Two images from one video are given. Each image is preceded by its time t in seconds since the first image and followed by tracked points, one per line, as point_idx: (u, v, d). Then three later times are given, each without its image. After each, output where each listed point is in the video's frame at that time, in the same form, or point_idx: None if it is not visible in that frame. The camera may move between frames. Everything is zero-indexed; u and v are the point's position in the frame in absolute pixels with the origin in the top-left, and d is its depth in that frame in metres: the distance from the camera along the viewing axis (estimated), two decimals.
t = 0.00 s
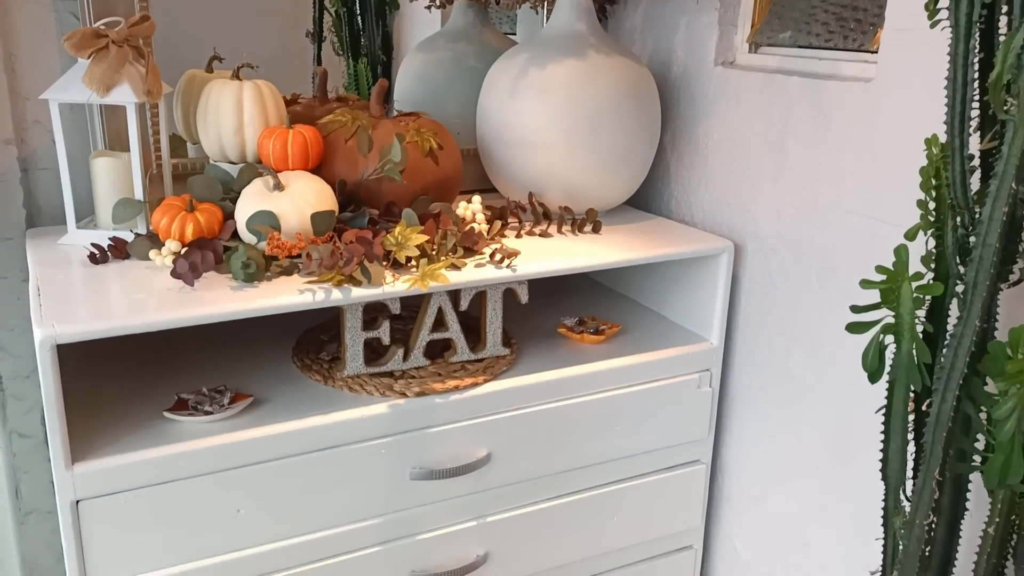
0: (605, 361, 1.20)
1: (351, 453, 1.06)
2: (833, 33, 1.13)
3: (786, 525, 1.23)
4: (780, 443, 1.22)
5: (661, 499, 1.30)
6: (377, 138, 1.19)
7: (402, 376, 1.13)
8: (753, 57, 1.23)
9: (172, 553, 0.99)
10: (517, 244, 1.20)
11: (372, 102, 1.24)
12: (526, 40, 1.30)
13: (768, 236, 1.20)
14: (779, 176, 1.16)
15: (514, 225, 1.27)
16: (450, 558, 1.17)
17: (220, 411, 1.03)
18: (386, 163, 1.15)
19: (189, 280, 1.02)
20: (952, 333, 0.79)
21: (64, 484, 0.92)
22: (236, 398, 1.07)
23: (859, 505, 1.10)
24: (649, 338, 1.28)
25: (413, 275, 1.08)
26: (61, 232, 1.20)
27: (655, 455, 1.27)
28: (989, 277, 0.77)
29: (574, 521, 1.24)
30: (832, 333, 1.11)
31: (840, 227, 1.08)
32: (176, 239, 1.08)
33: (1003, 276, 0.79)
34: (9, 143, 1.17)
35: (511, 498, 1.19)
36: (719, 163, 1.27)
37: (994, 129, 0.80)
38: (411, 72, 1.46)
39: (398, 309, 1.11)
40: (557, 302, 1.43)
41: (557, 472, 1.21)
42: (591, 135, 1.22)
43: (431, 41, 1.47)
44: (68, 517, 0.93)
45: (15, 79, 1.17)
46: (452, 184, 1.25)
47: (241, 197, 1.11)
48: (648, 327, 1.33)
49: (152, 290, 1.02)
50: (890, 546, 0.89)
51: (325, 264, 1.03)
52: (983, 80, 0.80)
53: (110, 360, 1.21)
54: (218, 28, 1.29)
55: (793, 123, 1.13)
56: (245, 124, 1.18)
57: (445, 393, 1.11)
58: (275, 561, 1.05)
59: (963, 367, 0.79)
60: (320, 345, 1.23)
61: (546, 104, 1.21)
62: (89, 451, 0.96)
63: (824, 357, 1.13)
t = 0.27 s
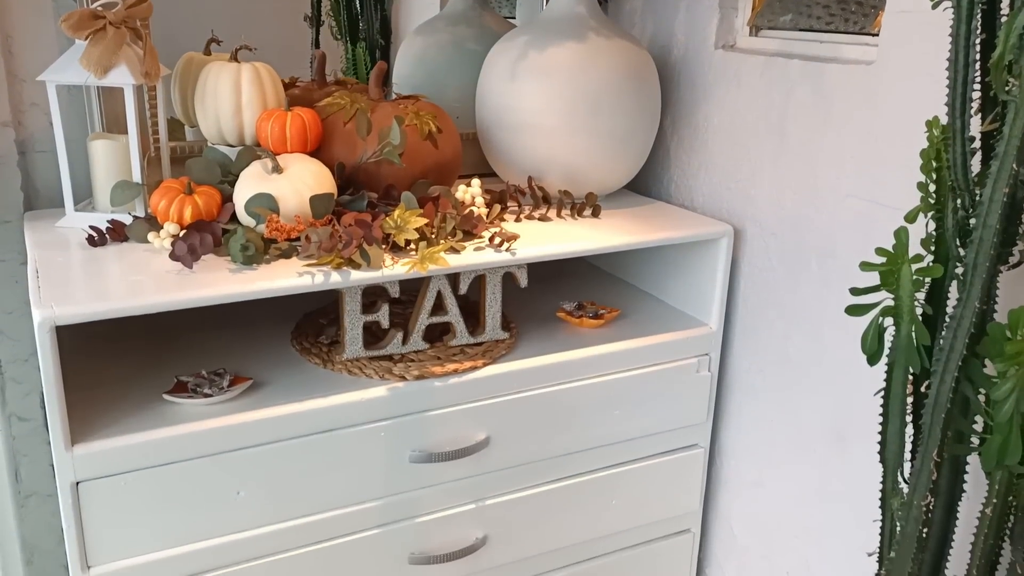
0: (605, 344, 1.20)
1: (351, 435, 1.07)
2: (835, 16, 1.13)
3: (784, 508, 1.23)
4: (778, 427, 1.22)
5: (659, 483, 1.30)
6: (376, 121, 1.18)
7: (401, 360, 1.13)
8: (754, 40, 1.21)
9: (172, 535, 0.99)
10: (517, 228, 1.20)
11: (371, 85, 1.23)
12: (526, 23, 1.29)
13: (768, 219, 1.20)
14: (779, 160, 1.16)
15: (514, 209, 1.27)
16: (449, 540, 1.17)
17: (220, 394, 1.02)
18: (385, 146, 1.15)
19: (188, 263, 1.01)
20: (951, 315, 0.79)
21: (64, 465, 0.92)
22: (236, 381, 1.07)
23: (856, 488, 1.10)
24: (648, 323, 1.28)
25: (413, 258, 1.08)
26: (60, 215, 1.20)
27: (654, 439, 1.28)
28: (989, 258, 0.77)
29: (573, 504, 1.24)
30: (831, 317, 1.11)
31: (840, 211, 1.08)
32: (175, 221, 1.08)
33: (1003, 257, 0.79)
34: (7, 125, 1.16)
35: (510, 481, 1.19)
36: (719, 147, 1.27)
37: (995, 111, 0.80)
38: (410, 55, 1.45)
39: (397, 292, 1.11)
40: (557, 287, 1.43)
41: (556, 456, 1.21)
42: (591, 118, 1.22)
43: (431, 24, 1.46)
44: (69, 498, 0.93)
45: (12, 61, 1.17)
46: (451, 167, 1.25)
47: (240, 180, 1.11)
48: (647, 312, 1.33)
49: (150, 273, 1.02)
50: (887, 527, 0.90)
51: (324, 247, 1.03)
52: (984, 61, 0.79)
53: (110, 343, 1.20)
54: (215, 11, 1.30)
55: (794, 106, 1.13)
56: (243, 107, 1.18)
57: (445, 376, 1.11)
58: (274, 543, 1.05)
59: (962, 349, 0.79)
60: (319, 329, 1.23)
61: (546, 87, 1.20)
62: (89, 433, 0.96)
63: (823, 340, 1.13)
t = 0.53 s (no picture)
0: (604, 330, 1.20)
1: (350, 420, 1.07)
2: None
3: (782, 493, 1.24)
4: (776, 412, 1.23)
5: (658, 468, 1.31)
6: (375, 105, 1.18)
7: (400, 344, 1.13)
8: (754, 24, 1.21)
9: (171, 518, 1.00)
10: (516, 213, 1.19)
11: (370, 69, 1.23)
12: (525, 7, 1.29)
13: (767, 205, 1.20)
14: (779, 145, 1.16)
15: (513, 194, 1.27)
16: (448, 524, 1.17)
17: (218, 377, 1.03)
18: (384, 130, 1.15)
19: (187, 246, 1.01)
20: (951, 298, 0.79)
21: (63, 448, 0.92)
22: (234, 365, 1.07)
23: (854, 473, 1.11)
24: (647, 308, 1.28)
25: (412, 242, 1.08)
26: (58, 199, 1.20)
27: (652, 424, 1.28)
28: (988, 241, 0.77)
29: (572, 489, 1.25)
30: (830, 302, 1.11)
31: (840, 196, 1.08)
32: (173, 205, 1.08)
33: (1002, 240, 0.79)
34: (4, 108, 1.16)
35: (509, 466, 1.20)
36: (719, 133, 1.27)
37: (995, 94, 0.80)
38: (408, 40, 1.45)
39: (397, 277, 1.10)
40: (556, 272, 1.43)
41: (554, 441, 1.21)
42: (590, 103, 1.21)
43: (429, 8, 1.45)
44: (68, 481, 0.93)
45: (9, 45, 1.16)
46: (450, 152, 1.25)
47: (238, 164, 1.10)
48: (646, 297, 1.32)
49: (149, 256, 1.02)
50: (884, 511, 0.90)
51: (323, 231, 1.03)
52: (984, 44, 0.79)
53: (108, 328, 1.20)
54: None
55: (793, 90, 1.13)
56: (241, 90, 1.17)
57: (444, 361, 1.11)
58: (274, 527, 1.06)
59: (961, 332, 0.79)
60: (318, 314, 1.23)
61: (546, 71, 1.20)
62: (88, 416, 0.96)
63: (822, 325, 1.13)
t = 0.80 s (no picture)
0: (602, 317, 1.20)
1: (349, 406, 1.07)
2: None
3: (779, 480, 1.24)
4: (774, 399, 1.23)
5: (656, 454, 1.31)
6: (373, 91, 1.17)
7: (399, 331, 1.13)
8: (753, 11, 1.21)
9: (171, 503, 1.00)
10: (515, 200, 1.19)
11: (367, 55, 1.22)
12: None
13: (766, 191, 1.20)
14: (778, 131, 1.16)
15: (512, 181, 1.27)
16: (447, 510, 1.18)
17: (218, 363, 1.03)
18: (383, 116, 1.14)
19: (185, 232, 1.01)
20: (950, 282, 0.79)
21: (62, 433, 0.92)
22: (234, 351, 1.07)
23: (851, 459, 1.11)
24: (645, 295, 1.28)
25: (410, 228, 1.07)
26: (56, 185, 1.20)
27: (651, 411, 1.28)
28: (987, 225, 0.77)
29: (570, 475, 1.25)
30: (828, 289, 1.11)
31: (839, 182, 1.08)
32: (172, 191, 1.08)
33: (1002, 225, 0.79)
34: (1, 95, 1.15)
35: (507, 453, 1.20)
36: (718, 120, 1.27)
37: (995, 78, 0.79)
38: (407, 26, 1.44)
39: (396, 264, 1.10)
40: (555, 260, 1.43)
41: (552, 428, 1.22)
42: (590, 89, 1.21)
43: None
44: (67, 466, 0.93)
45: (6, 31, 1.16)
46: (450, 139, 1.25)
47: (236, 150, 1.10)
48: (645, 285, 1.33)
49: (147, 242, 1.02)
50: (882, 496, 0.90)
51: (322, 217, 1.03)
52: (984, 28, 0.79)
53: (107, 314, 1.20)
54: None
55: (793, 77, 1.12)
56: (239, 76, 1.17)
57: (442, 347, 1.11)
58: (273, 512, 1.06)
59: (959, 317, 0.79)
60: (317, 301, 1.23)
61: (545, 57, 1.20)
62: (87, 401, 0.96)
63: (820, 312, 1.13)
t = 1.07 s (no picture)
0: (601, 304, 1.20)
1: (348, 393, 1.07)
2: None
3: (778, 467, 1.24)
4: (772, 387, 1.23)
5: (655, 442, 1.31)
6: (371, 77, 1.17)
7: (398, 319, 1.13)
8: None
9: (170, 490, 1.00)
10: (514, 187, 1.19)
11: (366, 42, 1.21)
12: None
13: (765, 179, 1.19)
14: (778, 118, 1.16)
15: (511, 168, 1.26)
16: (446, 498, 1.18)
17: (216, 350, 1.02)
18: (381, 103, 1.14)
19: (183, 218, 1.01)
20: (949, 267, 0.79)
21: (61, 420, 0.92)
22: (232, 338, 1.06)
23: (849, 446, 1.11)
24: (644, 283, 1.28)
25: (409, 215, 1.07)
26: (54, 172, 1.20)
27: (649, 398, 1.28)
28: (987, 209, 0.77)
29: (569, 463, 1.25)
30: (828, 276, 1.11)
31: (838, 169, 1.07)
32: (170, 177, 1.08)
33: (1002, 209, 0.79)
34: None
35: (506, 440, 1.20)
36: (717, 107, 1.26)
37: (996, 63, 0.79)
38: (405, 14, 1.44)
39: (394, 251, 1.10)
40: (554, 248, 1.43)
41: (551, 415, 1.22)
42: (589, 76, 1.21)
43: None
44: (66, 452, 0.93)
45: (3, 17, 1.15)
46: (448, 126, 1.24)
47: (234, 137, 1.10)
48: (644, 273, 1.32)
49: (145, 228, 1.01)
50: (880, 481, 0.90)
51: (320, 203, 1.02)
52: (985, 12, 0.79)
53: (105, 301, 1.20)
54: None
55: (793, 63, 1.12)
56: (237, 63, 1.17)
57: (441, 335, 1.11)
58: (272, 499, 1.06)
59: (958, 301, 0.79)
60: (315, 288, 1.22)
61: (544, 43, 1.19)
62: (86, 387, 0.96)
63: (819, 299, 1.13)
